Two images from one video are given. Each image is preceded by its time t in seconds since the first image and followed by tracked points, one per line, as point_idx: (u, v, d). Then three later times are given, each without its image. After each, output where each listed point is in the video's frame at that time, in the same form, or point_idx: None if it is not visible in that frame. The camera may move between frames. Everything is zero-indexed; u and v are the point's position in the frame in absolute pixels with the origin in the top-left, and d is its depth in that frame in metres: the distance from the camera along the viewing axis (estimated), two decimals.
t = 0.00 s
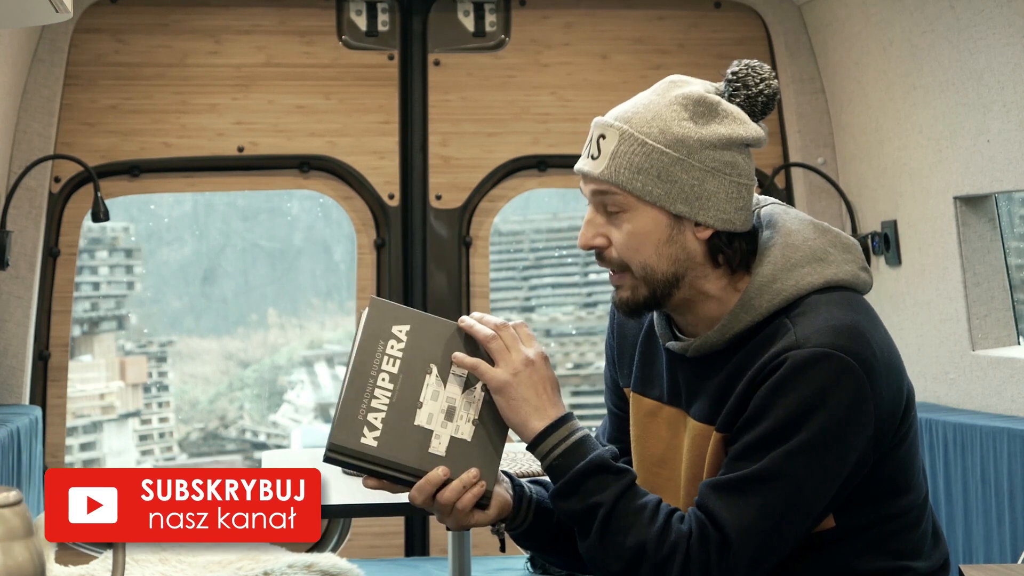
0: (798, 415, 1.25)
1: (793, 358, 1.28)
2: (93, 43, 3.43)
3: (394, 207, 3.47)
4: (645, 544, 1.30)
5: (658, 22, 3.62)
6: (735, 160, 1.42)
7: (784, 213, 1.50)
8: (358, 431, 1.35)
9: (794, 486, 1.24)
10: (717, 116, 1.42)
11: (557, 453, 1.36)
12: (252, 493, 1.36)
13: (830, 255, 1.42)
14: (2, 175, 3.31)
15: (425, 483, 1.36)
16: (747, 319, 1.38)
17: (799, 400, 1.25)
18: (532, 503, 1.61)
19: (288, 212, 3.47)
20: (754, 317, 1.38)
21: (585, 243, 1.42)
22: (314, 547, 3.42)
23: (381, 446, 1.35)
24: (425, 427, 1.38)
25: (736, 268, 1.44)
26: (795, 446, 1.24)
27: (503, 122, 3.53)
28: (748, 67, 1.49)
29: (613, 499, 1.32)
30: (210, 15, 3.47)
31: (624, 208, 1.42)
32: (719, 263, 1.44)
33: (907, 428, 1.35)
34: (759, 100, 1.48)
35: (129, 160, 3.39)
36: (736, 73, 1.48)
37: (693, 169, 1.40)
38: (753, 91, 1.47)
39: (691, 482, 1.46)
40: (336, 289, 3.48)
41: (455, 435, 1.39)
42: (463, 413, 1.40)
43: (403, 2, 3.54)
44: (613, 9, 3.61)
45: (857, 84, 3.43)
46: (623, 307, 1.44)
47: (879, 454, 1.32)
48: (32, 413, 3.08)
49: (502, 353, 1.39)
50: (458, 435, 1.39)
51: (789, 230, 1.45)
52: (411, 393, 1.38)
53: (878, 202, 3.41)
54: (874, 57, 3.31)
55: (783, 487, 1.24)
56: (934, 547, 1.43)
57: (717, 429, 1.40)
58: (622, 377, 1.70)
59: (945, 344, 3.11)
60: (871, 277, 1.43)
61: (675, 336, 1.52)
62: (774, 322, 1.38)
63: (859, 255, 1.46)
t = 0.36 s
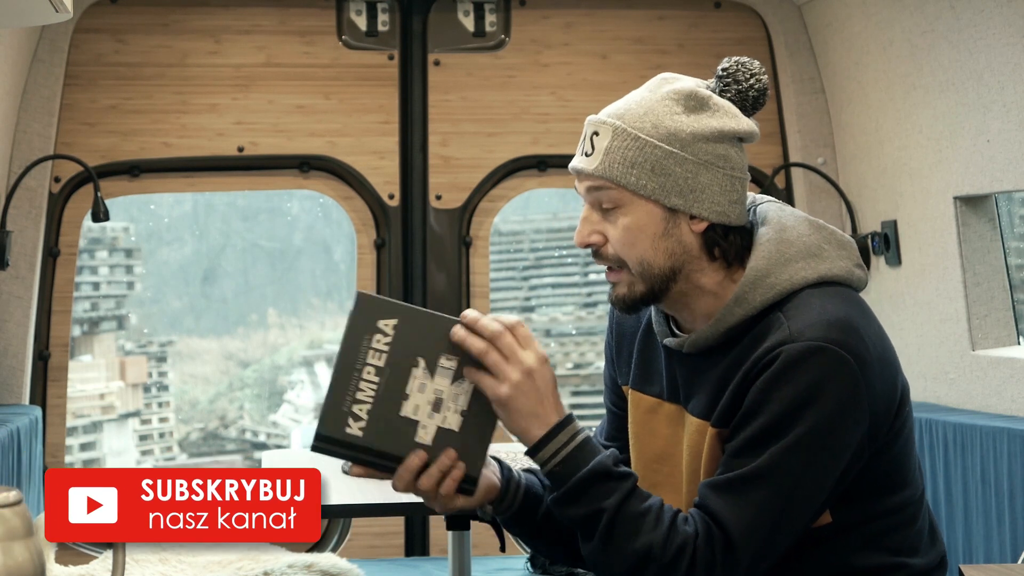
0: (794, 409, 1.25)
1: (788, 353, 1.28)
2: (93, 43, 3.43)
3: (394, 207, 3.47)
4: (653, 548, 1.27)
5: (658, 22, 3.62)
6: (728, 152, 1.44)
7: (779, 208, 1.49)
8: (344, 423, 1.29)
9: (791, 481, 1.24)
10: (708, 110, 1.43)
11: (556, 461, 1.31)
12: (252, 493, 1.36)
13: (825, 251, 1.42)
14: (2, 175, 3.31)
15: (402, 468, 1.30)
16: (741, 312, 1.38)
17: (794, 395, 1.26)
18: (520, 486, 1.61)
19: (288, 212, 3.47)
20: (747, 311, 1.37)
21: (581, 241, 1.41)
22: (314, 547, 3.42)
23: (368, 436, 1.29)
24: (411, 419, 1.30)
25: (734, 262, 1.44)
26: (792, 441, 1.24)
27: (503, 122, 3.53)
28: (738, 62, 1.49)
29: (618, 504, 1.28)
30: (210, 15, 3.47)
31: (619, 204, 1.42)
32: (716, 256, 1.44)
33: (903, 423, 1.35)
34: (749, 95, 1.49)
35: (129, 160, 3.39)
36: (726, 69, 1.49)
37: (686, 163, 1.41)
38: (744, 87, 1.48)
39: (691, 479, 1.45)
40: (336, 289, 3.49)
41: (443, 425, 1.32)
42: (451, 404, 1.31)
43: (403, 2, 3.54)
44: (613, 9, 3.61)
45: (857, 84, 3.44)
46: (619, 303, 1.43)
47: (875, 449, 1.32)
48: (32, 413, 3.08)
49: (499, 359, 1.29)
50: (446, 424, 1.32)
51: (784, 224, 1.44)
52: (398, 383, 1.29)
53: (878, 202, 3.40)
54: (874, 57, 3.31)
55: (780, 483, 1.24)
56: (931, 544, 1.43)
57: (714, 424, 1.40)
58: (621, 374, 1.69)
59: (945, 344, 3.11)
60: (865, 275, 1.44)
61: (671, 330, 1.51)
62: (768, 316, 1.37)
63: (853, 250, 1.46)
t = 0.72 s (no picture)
0: (784, 401, 1.25)
1: (776, 345, 1.28)
2: (93, 43, 3.43)
3: (395, 207, 3.47)
4: (635, 564, 1.27)
5: (658, 22, 3.62)
6: (736, 146, 1.44)
7: (775, 204, 1.49)
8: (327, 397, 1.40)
9: (782, 474, 1.24)
10: (718, 103, 1.44)
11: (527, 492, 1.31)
12: (253, 493, 1.31)
13: (819, 246, 1.42)
14: (2, 175, 3.31)
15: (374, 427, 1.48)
16: (731, 299, 1.37)
17: (783, 388, 1.25)
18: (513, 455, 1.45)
19: (288, 212, 3.47)
20: (737, 298, 1.37)
21: (591, 236, 1.40)
22: (314, 548, 3.42)
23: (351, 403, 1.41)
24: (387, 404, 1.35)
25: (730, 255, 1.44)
26: (783, 433, 1.24)
27: (503, 122, 3.53)
28: (736, 60, 1.53)
29: (591, 527, 1.29)
30: (210, 15, 3.47)
31: (630, 197, 1.40)
32: (723, 248, 1.44)
33: (895, 418, 1.35)
34: (751, 90, 1.51)
35: (129, 160, 3.39)
36: (725, 65, 1.53)
37: (701, 154, 1.41)
38: (745, 82, 1.51)
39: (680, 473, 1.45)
40: (336, 289, 3.49)
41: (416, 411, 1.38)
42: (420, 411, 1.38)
43: (403, 2, 3.54)
44: (613, 9, 3.61)
45: (857, 84, 3.44)
46: (626, 301, 1.40)
47: (866, 443, 1.32)
48: (32, 413, 3.08)
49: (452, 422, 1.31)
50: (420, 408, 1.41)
51: (779, 218, 1.44)
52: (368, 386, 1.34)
53: (878, 202, 3.40)
54: (874, 57, 3.31)
55: (771, 477, 1.24)
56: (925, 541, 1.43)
57: (705, 415, 1.39)
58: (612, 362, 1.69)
59: (945, 344, 3.11)
60: (858, 274, 1.43)
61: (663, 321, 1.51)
62: (758, 306, 1.37)
63: (847, 247, 1.45)
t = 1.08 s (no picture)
0: (782, 404, 1.25)
1: (774, 349, 1.28)
2: (93, 43, 3.43)
3: (395, 207, 3.47)
4: (631, 566, 1.29)
5: (658, 22, 3.62)
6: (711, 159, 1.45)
7: (754, 211, 1.50)
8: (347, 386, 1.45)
9: (780, 477, 1.24)
10: (689, 120, 1.43)
11: (526, 494, 1.35)
12: (252, 493, 1.27)
13: (803, 250, 1.43)
14: (2, 175, 3.31)
15: (388, 422, 1.48)
16: (725, 313, 1.38)
17: (781, 392, 1.25)
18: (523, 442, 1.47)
19: (288, 212, 3.47)
20: (731, 310, 1.38)
21: (626, 276, 1.33)
22: (314, 547, 3.42)
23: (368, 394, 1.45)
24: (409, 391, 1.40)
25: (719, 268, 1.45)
26: (781, 436, 1.24)
27: (503, 122, 3.53)
28: (663, 83, 1.54)
29: (587, 527, 1.32)
30: (210, 15, 3.47)
31: (659, 230, 1.35)
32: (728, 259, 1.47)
33: (892, 419, 1.35)
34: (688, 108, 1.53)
35: (128, 160, 3.39)
36: (658, 90, 1.53)
37: (705, 172, 1.40)
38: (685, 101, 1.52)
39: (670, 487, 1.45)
40: (336, 289, 3.49)
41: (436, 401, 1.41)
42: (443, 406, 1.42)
43: (403, 2, 3.54)
44: (613, 9, 3.61)
45: (857, 84, 3.44)
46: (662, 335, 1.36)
47: (864, 444, 1.32)
48: (32, 413, 3.08)
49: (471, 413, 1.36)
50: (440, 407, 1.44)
51: (760, 227, 1.45)
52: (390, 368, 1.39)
53: (878, 201, 3.40)
54: (874, 57, 3.31)
55: (768, 480, 1.24)
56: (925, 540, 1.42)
57: (701, 426, 1.39)
58: (601, 385, 1.70)
59: (945, 344, 3.11)
60: (844, 273, 1.45)
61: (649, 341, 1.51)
62: (753, 314, 1.37)
63: (829, 249, 1.47)
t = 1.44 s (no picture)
0: (789, 409, 1.25)
1: (779, 355, 1.27)
2: (93, 43, 3.43)
3: (395, 207, 3.47)
4: (664, 559, 1.21)
5: (658, 22, 3.62)
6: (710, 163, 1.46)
7: (752, 216, 1.51)
8: (352, 405, 1.29)
9: (786, 482, 1.24)
10: (692, 123, 1.44)
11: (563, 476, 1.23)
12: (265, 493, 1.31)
13: (803, 255, 1.44)
14: (2, 175, 3.31)
15: (392, 438, 1.33)
16: (727, 321, 1.38)
17: (787, 398, 1.25)
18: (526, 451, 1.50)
19: (288, 212, 3.47)
20: (734, 319, 1.37)
21: (639, 280, 1.33)
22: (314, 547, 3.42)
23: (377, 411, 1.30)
24: (422, 399, 1.30)
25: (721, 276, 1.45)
26: (786, 442, 1.24)
27: (503, 122, 3.53)
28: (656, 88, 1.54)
29: (626, 517, 1.22)
30: (210, 15, 3.47)
31: (670, 232, 1.35)
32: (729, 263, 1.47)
33: (891, 423, 1.36)
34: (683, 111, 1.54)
35: (128, 160, 3.39)
36: (653, 95, 1.53)
37: (710, 175, 1.41)
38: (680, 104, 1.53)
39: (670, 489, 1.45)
40: (336, 289, 3.49)
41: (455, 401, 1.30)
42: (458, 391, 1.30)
43: (403, 2, 3.54)
44: (613, 9, 3.61)
45: (857, 84, 3.44)
46: (672, 338, 1.36)
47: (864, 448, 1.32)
48: (32, 413, 3.08)
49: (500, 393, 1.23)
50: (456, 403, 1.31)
51: (759, 232, 1.46)
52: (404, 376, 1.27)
53: (878, 202, 3.40)
54: (874, 57, 3.31)
55: (774, 486, 1.23)
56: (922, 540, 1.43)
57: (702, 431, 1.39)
58: (595, 390, 1.69)
59: (945, 344, 3.10)
60: (843, 275, 1.46)
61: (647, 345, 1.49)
62: (754, 321, 1.38)
63: (827, 252, 1.48)
